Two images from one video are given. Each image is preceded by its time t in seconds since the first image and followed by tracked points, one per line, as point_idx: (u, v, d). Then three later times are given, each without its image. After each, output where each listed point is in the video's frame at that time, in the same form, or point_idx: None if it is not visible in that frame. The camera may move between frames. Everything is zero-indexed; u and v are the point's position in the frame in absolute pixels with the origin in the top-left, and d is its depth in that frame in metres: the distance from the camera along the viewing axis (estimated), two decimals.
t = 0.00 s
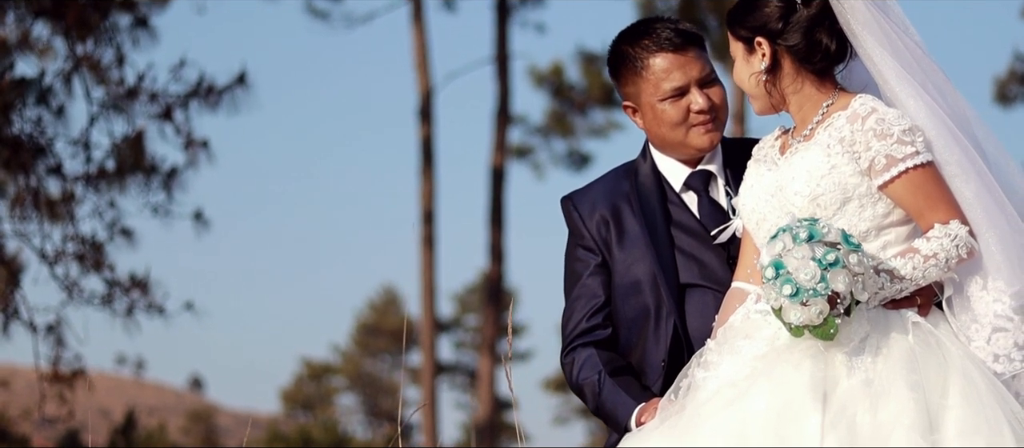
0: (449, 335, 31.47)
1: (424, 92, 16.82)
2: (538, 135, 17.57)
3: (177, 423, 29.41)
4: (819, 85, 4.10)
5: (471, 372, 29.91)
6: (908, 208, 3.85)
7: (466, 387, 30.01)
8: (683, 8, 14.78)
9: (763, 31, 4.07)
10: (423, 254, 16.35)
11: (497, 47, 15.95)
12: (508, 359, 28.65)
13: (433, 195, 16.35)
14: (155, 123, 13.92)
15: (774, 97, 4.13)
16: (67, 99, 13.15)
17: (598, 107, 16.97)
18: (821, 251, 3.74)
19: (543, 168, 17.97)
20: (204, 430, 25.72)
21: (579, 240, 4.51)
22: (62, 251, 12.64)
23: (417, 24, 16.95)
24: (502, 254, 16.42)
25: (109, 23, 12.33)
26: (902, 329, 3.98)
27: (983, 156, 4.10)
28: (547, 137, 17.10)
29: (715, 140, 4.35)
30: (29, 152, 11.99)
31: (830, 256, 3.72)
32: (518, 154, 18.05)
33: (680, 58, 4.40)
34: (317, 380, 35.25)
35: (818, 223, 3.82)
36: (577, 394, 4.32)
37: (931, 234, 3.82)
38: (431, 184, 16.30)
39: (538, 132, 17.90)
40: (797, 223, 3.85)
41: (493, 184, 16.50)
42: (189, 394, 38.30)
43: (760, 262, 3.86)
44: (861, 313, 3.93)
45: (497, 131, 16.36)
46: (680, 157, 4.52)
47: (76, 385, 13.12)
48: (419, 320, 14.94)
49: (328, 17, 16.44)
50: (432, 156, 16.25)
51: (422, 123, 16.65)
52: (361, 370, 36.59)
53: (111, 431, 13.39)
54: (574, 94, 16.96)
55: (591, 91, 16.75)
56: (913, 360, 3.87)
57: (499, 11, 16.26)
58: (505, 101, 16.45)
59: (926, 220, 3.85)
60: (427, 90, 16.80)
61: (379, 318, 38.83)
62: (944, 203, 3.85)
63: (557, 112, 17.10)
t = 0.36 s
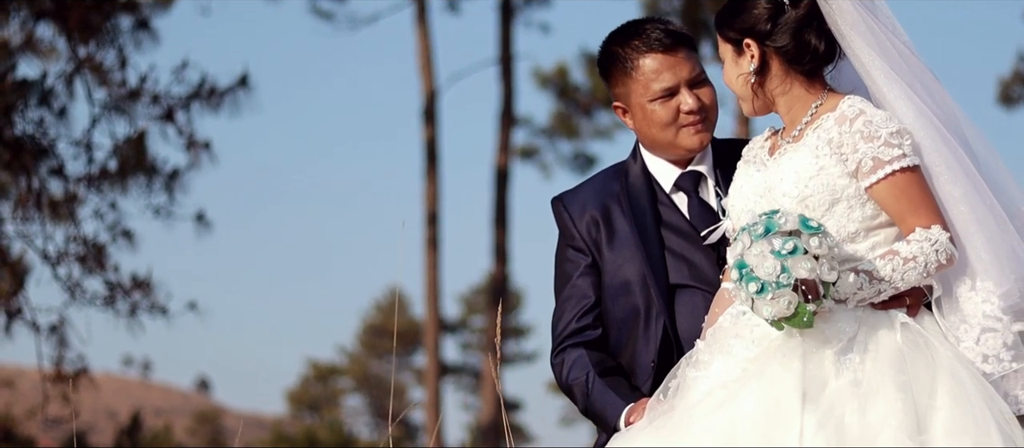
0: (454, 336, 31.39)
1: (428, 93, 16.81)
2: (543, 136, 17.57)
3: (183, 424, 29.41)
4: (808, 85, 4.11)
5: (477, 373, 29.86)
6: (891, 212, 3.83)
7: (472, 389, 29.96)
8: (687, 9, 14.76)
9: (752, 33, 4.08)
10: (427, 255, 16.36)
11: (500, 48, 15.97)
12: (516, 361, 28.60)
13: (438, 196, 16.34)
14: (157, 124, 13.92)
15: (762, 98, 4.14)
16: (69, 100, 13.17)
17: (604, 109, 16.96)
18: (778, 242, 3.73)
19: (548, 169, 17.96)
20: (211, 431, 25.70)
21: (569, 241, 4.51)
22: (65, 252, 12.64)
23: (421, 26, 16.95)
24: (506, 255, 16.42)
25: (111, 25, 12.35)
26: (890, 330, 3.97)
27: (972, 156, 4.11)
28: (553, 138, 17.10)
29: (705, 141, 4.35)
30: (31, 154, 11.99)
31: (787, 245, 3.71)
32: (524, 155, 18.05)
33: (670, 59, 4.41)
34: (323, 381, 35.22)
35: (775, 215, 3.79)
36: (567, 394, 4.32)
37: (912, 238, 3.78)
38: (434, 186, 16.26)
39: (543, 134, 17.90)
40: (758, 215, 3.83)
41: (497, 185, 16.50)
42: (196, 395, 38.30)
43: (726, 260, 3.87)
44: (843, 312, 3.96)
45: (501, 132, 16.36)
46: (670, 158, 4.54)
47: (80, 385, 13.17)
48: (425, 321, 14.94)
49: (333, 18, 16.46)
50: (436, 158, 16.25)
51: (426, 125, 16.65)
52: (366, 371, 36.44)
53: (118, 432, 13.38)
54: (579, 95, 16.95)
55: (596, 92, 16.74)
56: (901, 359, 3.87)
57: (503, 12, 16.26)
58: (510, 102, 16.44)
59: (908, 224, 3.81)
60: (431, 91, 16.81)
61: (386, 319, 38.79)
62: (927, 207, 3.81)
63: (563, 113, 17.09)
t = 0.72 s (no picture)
0: (466, 337, 31.27)
1: (437, 94, 16.83)
2: (554, 137, 17.58)
3: (194, 425, 29.49)
4: (800, 86, 4.11)
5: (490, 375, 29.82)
6: (875, 214, 3.81)
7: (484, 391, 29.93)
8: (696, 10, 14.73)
9: (742, 34, 4.08)
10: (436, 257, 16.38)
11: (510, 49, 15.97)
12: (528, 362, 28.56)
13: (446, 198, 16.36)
14: (165, 125, 13.96)
15: (752, 98, 4.14)
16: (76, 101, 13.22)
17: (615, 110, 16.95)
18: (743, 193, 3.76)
19: (560, 171, 17.97)
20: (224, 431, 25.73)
21: (561, 241, 4.52)
22: (72, 254, 12.68)
23: (430, 27, 16.97)
24: (515, 257, 16.42)
25: (119, 27, 12.34)
26: (880, 329, 3.97)
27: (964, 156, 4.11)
28: (564, 140, 17.10)
29: (698, 143, 4.35)
30: (37, 156, 12.08)
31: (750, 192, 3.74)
32: (535, 157, 18.07)
33: (662, 59, 4.42)
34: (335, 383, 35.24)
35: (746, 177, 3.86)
36: (558, 394, 4.33)
37: (893, 240, 3.74)
38: (443, 188, 16.24)
39: (554, 135, 17.90)
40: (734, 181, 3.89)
41: (507, 187, 16.51)
42: (209, 396, 38.35)
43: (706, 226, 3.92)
44: (828, 310, 3.97)
45: (510, 134, 16.36)
46: (662, 158, 4.55)
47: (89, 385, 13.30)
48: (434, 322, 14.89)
49: (341, 19, 16.49)
50: (444, 159, 16.28)
51: (436, 126, 16.66)
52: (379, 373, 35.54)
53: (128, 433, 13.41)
54: (590, 96, 16.94)
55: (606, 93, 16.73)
56: (890, 358, 3.87)
57: (513, 14, 16.26)
58: (519, 104, 16.45)
59: (890, 227, 3.78)
60: (440, 92, 16.82)
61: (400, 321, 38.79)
62: (911, 210, 3.78)
63: (574, 114, 17.09)
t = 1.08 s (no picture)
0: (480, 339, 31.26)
1: (447, 95, 16.85)
2: (566, 139, 17.58)
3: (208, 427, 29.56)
4: (791, 83, 4.10)
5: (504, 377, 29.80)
6: (867, 212, 3.79)
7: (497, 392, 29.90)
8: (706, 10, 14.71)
9: (734, 31, 4.08)
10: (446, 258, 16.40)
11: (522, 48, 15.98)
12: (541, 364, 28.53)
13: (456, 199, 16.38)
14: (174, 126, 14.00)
15: (744, 96, 4.14)
16: (85, 102, 13.25)
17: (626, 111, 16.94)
18: (722, 234, 3.81)
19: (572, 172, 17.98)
20: (235, 432, 25.75)
21: (555, 240, 4.53)
22: (81, 255, 12.71)
23: (440, 28, 16.99)
24: (525, 258, 16.42)
25: (127, 28, 12.35)
26: (871, 326, 3.97)
27: (955, 153, 4.11)
28: (576, 141, 17.10)
29: (690, 141, 4.35)
30: (46, 157, 12.25)
31: (727, 234, 3.79)
32: (547, 159, 18.08)
33: (654, 58, 4.42)
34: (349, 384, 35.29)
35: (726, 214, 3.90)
36: (551, 392, 4.34)
37: (886, 241, 3.73)
38: (453, 188, 16.24)
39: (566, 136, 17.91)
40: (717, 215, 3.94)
41: (517, 188, 16.53)
42: (224, 398, 38.40)
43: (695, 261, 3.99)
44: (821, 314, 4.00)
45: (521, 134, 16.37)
46: (654, 156, 4.55)
47: (98, 385, 13.39)
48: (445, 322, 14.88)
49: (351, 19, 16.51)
50: (455, 160, 16.30)
51: (447, 127, 16.68)
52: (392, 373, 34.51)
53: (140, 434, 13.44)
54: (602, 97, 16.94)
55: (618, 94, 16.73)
56: (881, 356, 3.87)
57: (523, 15, 16.27)
58: (531, 105, 16.46)
59: (882, 226, 3.77)
60: (451, 93, 16.84)
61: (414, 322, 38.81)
62: (901, 209, 3.76)
63: (586, 116, 17.08)
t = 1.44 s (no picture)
0: (489, 338, 31.25)
1: (453, 94, 16.85)
2: (574, 138, 17.58)
3: (217, 427, 29.56)
4: (783, 80, 4.08)
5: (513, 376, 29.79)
6: (852, 211, 3.82)
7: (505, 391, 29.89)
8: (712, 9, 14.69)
9: (725, 28, 4.07)
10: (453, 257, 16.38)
11: (529, 46, 15.94)
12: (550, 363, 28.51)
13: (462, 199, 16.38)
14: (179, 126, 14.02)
15: (736, 93, 4.13)
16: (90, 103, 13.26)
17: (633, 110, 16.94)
18: (706, 293, 3.63)
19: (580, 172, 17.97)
20: (245, 432, 25.70)
21: (547, 237, 4.54)
22: (86, 255, 12.72)
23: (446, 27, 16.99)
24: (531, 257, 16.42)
25: (133, 27, 12.37)
26: (863, 323, 3.95)
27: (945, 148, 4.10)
28: (583, 140, 17.09)
29: (682, 138, 4.36)
30: (52, 157, 12.28)
31: (714, 293, 3.63)
32: (554, 158, 18.07)
33: (646, 55, 4.43)
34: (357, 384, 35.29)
35: (706, 261, 3.72)
36: (544, 389, 4.34)
37: (868, 248, 3.76)
38: (459, 189, 16.20)
39: (573, 136, 17.90)
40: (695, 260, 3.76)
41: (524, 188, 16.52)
42: (233, 398, 38.42)
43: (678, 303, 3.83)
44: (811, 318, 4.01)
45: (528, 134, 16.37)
46: (646, 153, 4.55)
47: (103, 386, 13.43)
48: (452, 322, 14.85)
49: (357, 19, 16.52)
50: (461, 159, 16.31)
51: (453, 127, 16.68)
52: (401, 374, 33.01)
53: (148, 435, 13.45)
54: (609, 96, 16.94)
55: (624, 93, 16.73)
56: (874, 351, 3.86)
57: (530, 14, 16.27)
58: (538, 104, 16.46)
59: (866, 229, 3.79)
60: (457, 92, 16.84)
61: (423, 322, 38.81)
62: (887, 211, 3.78)
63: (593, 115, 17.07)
